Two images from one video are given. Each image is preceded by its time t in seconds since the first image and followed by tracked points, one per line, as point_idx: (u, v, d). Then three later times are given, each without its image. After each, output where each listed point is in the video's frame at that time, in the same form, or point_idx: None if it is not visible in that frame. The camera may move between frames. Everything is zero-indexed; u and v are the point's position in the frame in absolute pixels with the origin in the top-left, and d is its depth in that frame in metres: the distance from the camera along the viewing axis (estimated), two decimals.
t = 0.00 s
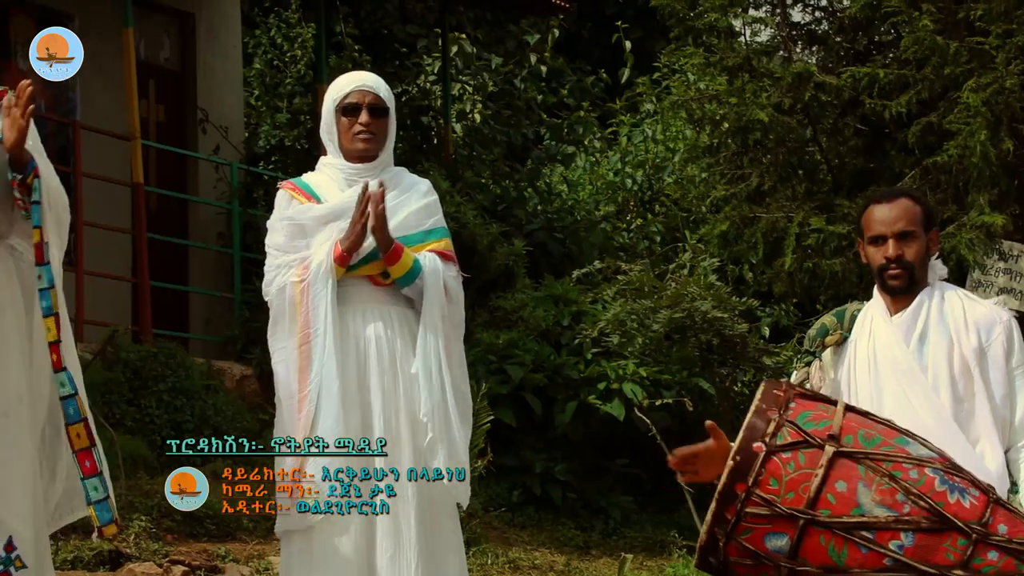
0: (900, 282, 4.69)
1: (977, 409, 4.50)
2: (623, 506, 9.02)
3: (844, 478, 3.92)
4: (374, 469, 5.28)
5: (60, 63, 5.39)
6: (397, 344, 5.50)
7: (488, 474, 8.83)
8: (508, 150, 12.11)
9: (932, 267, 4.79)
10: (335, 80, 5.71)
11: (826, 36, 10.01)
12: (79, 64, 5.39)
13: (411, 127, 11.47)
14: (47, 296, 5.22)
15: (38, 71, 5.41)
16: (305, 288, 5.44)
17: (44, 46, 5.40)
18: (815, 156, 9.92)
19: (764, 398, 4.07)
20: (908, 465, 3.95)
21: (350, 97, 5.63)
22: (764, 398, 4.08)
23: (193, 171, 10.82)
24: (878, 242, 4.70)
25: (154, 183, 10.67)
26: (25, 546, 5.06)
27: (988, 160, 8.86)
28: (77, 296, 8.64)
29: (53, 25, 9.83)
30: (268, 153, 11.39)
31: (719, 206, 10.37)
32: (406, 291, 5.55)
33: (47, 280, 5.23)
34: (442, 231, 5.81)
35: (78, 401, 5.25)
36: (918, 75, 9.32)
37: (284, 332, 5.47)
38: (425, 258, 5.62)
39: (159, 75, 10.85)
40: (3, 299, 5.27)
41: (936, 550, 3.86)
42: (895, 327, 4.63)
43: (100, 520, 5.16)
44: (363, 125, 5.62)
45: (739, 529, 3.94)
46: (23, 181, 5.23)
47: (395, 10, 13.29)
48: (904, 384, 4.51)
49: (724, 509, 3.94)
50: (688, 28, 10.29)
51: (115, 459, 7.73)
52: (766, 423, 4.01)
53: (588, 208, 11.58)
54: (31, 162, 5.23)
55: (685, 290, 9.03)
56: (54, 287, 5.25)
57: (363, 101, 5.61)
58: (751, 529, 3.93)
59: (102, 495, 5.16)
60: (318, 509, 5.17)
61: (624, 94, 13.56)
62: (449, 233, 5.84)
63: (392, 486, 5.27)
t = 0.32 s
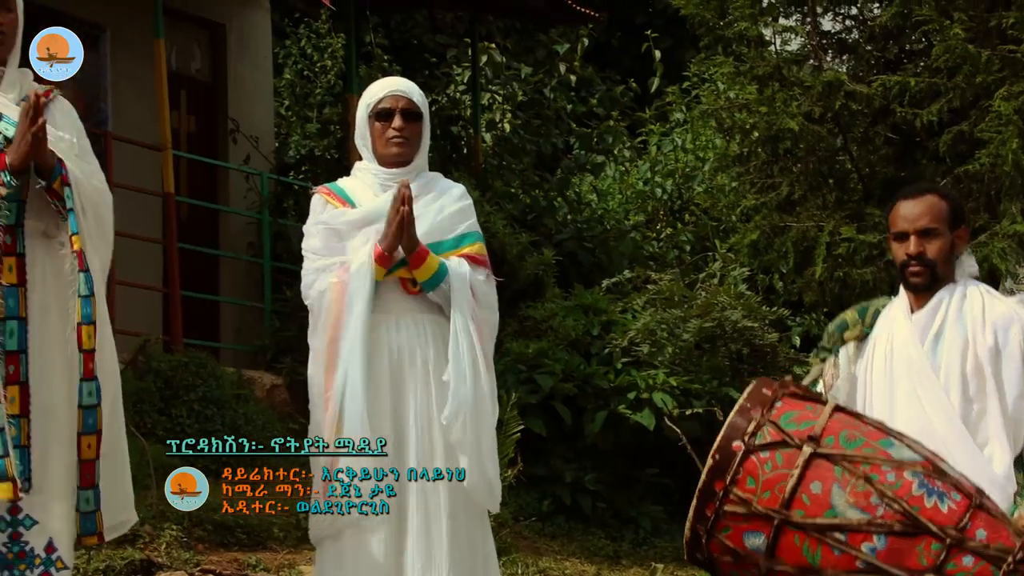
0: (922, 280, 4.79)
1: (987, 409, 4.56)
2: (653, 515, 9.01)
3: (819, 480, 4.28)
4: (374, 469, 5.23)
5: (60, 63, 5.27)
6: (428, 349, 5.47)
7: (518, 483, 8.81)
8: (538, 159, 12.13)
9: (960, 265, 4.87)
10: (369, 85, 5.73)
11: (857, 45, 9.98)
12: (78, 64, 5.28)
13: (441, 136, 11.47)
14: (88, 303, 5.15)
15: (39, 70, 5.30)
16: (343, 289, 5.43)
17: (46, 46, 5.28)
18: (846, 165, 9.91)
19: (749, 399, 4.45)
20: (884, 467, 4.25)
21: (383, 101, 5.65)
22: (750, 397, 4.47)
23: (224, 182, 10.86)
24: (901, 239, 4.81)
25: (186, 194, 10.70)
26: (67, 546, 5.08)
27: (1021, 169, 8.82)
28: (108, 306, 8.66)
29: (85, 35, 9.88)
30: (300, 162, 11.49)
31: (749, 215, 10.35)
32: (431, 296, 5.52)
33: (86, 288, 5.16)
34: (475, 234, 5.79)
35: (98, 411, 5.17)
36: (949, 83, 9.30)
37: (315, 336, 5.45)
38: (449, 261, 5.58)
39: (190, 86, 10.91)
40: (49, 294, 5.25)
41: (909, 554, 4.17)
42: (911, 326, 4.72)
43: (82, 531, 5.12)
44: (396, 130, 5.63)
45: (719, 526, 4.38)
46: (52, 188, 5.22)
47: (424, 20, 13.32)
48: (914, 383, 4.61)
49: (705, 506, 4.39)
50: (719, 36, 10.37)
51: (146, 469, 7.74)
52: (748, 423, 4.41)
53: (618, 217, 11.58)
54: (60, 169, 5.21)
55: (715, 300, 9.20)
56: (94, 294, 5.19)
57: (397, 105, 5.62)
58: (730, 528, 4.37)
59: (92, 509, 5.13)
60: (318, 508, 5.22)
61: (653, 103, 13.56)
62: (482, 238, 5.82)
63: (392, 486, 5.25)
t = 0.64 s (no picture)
0: (949, 294, 4.86)
1: (1018, 426, 4.60)
2: (678, 527, 8.99)
3: (857, 500, 3.93)
4: (374, 469, 5.23)
5: (60, 63, 5.15)
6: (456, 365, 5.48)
7: (542, 494, 8.79)
8: (562, 169, 12.14)
9: (984, 283, 4.95)
10: (396, 100, 5.77)
11: (882, 55, 9.93)
12: (79, 65, 5.15)
13: (465, 148, 11.47)
14: (99, 326, 5.16)
15: (40, 71, 5.18)
16: (369, 306, 5.44)
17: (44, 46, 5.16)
18: (871, 175, 9.90)
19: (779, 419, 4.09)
20: (922, 487, 3.93)
21: (411, 116, 5.68)
22: (782, 416, 4.13)
23: (249, 193, 10.90)
24: (930, 252, 4.88)
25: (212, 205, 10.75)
26: (107, 562, 5.20)
27: None
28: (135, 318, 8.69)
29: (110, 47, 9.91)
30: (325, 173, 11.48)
31: (774, 225, 10.34)
32: (463, 312, 5.54)
33: (100, 310, 5.17)
34: (504, 250, 5.80)
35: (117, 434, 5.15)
36: (975, 93, 9.29)
37: (345, 351, 5.47)
38: (481, 276, 5.61)
39: (215, 97, 10.93)
40: (80, 310, 5.27)
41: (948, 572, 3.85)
42: (941, 342, 4.78)
43: (127, 555, 5.06)
44: (424, 144, 5.66)
45: (754, 548, 3.97)
46: (79, 210, 5.23)
47: (449, 31, 13.34)
48: (944, 400, 4.65)
49: (738, 528, 3.98)
50: (744, 47, 10.56)
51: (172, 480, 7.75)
52: (780, 441, 4.03)
53: (642, 228, 11.57)
54: (84, 191, 5.21)
55: (740, 311, 9.24)
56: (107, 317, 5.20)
57: (425, 119, 5.66)
58: (765, 549, 3.96)
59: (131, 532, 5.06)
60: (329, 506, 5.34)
61: (678, 114, 13.57)
62: (511, 253, 5.83)
63: (392, 486, 5.21)
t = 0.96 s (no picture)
0: (981, 298, 4.36)
1: None
2: (701, 538, 8.96)
3: (976, 513, 3.72)
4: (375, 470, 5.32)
5: (60, 63, 5.11)
6: (481, 375, 5.48)
7: (565, 506, 8.78)
8: (585, 180, 12.14)
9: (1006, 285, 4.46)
10: (422, 113, 5.79)
11: (906, 65, 9.90)
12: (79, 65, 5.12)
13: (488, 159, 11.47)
14: (125, 325, 5.12)
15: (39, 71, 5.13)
16: (397, 314, 5.43)
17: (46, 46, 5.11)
18: (895, 186, 9.86)
19: (884, 423, 3.82)
20: None
21: (437, 127, 5.70)
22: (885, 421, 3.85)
23: (272, 205, 10.94)
24: (955, 257, 4.39)
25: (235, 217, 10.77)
26: (117, 566, 5.08)
27: None
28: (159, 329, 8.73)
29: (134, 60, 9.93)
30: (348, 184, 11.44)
31: (798, 236, 10.32)
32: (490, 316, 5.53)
33: (124, 309, 5.13)
34: (531, 259, 5.80)
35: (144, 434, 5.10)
36: (1000, 103, 9.24)
37: (374, 360, 5.47)
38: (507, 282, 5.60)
39: (239, 109, 10.96)
40: (92, 317, 5.21)
41: None
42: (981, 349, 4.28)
43: (144, 558, 5.04)
44: (450, 154, 5.67)
45: (864, 559, 3.73)
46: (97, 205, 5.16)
47: (472, 42, 13.35)
48: (995, 410, 4.16)
49: (851, 538, 3.71)
50: (767, 58, 10.56)
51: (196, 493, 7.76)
52: (895, 450, 3.75)
53: (665, 239, 11.55)
54: (102, 182, 5.14)
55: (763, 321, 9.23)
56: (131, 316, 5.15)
57: (450, 130, 5.67)
58: (877, 560, 3.73)
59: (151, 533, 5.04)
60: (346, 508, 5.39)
61: (701, 125, 13.55)
62: (537, 261, 5.82)
63: (392, 486, 5.25)
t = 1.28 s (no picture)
0: (1013, 329, 4.60)
1: None
2: (724, 551, 8.94)
3: (973, 537, 3.84)
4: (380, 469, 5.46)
5: (61, 63, 5.16)
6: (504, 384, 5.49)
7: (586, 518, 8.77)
8: (607, 193, 12.15)
9: None
10: (448, 127, 5.78)
11: (928, 77, 9.87)
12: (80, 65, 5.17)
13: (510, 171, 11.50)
14: (161, 342, 5.15)
15: (39, 71, 5.18)
16: (414, 325, 5.47)
17: (46, 46, 5.16)
18: (918, 198, 9.83)
19: (885, 454, 3.98)
20: None
21: (462, 144, 5.70)
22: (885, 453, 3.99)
23: (295, 218, 10.97)
24: (988, 290, 4.63)
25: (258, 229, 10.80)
26: None
27: None
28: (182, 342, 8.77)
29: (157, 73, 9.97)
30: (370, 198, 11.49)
31: (820, 248, 10.33)
32: (521, 326, 5.53)
33: (160, 327, 5.15)
34: (554, 273, 5.82)
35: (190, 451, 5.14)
36: None
37: (395, 374, 5.51)
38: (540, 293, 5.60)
39: (261, 122, 10.99)
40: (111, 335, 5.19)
41: None
42: (1008, 379, 4.60)
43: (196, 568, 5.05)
44: (475, 173, 5.68)
45: None
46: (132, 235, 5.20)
47: (493, 55, 13.37)
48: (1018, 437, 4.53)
49: (851, 567, 3.88)
50: (789, 69, 10.58)
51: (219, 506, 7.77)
52: (891, 480, 3.92)
53: (687, 251, 11.54)
54: (140, 215, 5.20)
55: (786, 333, 9.12)
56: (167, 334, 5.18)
57: (476, 148, 5.68)
58: None
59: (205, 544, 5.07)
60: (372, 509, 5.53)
61: (722, 137, 13.56)
62: (561, 277, 5.84)
63: (392, 486, 5.38)
